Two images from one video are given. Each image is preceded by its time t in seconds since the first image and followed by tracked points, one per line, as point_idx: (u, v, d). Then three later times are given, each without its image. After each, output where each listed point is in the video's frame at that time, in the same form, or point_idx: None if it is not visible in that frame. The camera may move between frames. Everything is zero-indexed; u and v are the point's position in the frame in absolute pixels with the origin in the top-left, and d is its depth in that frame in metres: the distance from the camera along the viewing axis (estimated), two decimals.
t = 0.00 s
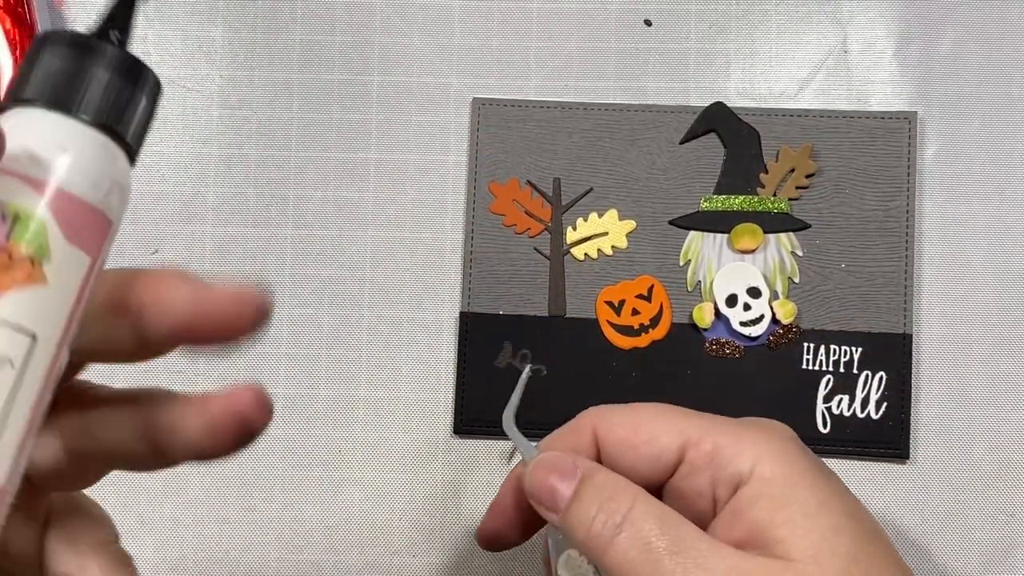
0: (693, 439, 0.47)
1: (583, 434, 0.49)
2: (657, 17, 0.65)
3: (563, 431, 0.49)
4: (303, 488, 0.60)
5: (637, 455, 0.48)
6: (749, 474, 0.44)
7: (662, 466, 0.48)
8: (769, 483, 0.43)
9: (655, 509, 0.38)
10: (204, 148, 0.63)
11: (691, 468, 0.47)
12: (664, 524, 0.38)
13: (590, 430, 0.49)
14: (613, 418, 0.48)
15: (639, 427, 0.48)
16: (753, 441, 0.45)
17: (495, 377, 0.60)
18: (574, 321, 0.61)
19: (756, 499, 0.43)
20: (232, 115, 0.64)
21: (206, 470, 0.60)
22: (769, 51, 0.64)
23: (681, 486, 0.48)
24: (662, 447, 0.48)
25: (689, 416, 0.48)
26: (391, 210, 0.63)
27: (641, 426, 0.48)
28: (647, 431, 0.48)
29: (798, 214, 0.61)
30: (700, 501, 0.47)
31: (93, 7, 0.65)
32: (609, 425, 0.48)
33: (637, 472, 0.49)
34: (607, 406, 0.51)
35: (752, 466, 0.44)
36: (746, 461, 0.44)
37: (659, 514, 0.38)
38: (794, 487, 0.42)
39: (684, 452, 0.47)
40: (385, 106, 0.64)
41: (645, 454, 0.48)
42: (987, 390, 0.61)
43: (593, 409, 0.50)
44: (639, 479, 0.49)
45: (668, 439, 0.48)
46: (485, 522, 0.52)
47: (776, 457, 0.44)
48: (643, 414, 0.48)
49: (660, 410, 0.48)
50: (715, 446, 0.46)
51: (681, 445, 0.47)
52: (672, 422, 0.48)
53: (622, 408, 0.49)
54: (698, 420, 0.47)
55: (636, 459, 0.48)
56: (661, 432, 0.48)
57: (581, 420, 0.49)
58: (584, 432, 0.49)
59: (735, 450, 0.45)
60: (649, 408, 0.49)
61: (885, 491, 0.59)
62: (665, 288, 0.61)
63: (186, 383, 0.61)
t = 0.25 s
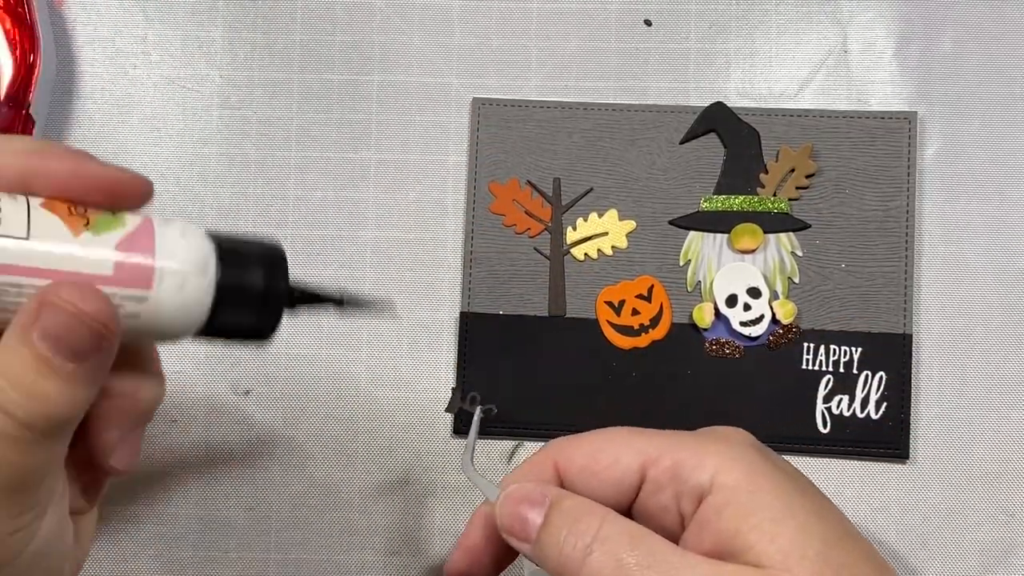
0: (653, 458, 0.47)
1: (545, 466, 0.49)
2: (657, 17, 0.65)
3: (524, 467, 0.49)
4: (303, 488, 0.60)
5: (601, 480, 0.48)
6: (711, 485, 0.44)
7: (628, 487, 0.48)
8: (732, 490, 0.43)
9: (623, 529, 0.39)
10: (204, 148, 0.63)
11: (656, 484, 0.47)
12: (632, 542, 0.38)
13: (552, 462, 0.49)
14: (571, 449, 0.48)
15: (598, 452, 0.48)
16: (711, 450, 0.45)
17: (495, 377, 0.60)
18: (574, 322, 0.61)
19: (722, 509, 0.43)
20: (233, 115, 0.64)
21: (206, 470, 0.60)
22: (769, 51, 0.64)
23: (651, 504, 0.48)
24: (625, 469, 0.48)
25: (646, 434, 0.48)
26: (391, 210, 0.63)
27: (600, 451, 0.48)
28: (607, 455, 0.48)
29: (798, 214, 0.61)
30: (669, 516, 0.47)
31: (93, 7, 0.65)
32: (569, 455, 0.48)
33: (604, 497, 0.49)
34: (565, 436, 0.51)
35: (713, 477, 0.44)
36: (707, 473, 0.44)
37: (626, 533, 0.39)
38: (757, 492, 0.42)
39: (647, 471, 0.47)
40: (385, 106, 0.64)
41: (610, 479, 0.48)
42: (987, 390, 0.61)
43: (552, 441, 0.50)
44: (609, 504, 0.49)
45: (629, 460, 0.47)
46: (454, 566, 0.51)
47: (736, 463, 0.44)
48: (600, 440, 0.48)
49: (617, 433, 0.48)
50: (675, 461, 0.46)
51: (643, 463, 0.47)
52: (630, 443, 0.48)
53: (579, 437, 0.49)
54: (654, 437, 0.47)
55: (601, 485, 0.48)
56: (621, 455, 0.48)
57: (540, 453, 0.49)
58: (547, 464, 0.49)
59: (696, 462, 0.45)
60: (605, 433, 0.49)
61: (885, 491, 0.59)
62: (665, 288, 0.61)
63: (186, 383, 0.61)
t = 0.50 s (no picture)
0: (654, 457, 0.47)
1: (547, 467, 0.49)
2: (658, 18, 0.65)
3: (525, 468, 0.49)
4: (303, 488, 0.60)
5: (603, 480, 0.48)
6: (713, 481, 0.44)
7: (629, 486, 0.48)
8: (733, 486, 0.43)
9: (626, 527, 0.39)
10: (204, 149, 0.63)
11: (658, 482, 0.47)
12: (635, 539, 0.38)
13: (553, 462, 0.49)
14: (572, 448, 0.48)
15: (599, 451, 0.48)
16: (712, 447, 0.45)
17: (495, 377, 0.60)
18: (574, 322, 0.61)
19: (723, 505, 0.43)
20: (233, 116, 0.64)
21: (207, 470, 0.60)
22: (769, 51, 0.64)
23: (651, 500, 0.48)
24: (627, 468, 0.48)
25: (647, 432, 0.48)
26: (391, 210, 0.63)
27: (601, 451, 0.48)
28: (608, 453, 0.48)
29: (797, 214, 0.61)
30: (671, 514, 0.47)
31: (93, 7, 0.65)
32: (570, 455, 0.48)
33: (606, 497, 0.49)
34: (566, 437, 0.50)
35: (715, 473, 0.44)
36: (708, 469, 0.44)
37: (628, 530, 0.39)
38: (757, 487, 0.42)
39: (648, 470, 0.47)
40: (385, 106, 0.64)
41: (612, 477, 0.48)
42: (986, 390, 0.61)
43: (554, 441, 0.50)
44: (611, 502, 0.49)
45: (630, 459, 0.47)
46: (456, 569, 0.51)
47: (738, 460, 0.44)
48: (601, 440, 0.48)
49: (618, 431, 0.48)
50: (676, 459, 0.46)
51: (644, 461, 0.47)
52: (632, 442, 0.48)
53: (580, 437, 0.49)
54: (655, 435, 0.47)
55: (603, 484, 0.48)
56: (622, 454, 0.48)
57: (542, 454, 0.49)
58: (548, 465, 0.49)
59: (697, 459, 0.45)
60: (606, 432, 0.48)
61: (885, 491, 0.59)
62: (665, 288, 0.61)
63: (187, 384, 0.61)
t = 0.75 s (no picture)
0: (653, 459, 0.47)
1: (544, 471, 0.48)
2: (657, 17, 0.65)
3: (523, 471, 0.48)
4: (303, 488, 0.60)
5: (601, 483, 0.48)
6: (710, 485, 0.44)
7: (627, 488, 0.48)
8: (731, 490, 0.43)
9: (623, 531, 0.39)
10: (204, 149, 0.63)
11: (656, 486, 0.47)
12: (633, 543, 0.38)
13: (551, 465, 0.48)
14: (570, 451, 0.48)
15: (597, 454, 0.48)
16: (710, 451, 0.45)
17: (495, 377, 0.60)
18: (574, 322, 0.61)
19: (720, 509, 0.43)
20: (232, 115, 0.64)
21: (207, 470, 0.60)
22: (769, 51, 0.64)
23: (649, 503, 0.48)
24: (625, 470, 0.48)
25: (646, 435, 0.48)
26: (391, 210, 0.63)
27: (599, 454, 0.48)
28: (606, 457, 0.48)
29: (797, 214, 0.62)
30: (669, 516, 0.47)
31: (93, 7, 0.65)
32: (568, 458, 0.48)
33: (603, 499, 0.48)
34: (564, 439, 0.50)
35: (712, 477, 0.44)
36: (706, 473, 0.44)
37: (626, 535, 0.39)
38: (754, 491, 0.42)
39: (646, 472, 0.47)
40: (385, 106, 0.64)
41: (610, 481, 0.48)
42: (986, 390, 0.61)
43: (552, 444, 0.50)
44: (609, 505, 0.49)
45: (629, 462, 0.47)
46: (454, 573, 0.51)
47: (736, 465, 0.44)
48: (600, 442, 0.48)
49: (617, 434, 0.48)
50: (674, 462, 0.46)
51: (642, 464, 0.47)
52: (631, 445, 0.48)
53: (579, 439, 0.49)
54: (653, 438, 0.47)
55: (601, 487, 0.48)
56: (620, 456, 0.48)
57: (540, 456, 0.49)
58: (547, 468, 0.48)
59: (695, 463, 0.45)
60: (605, 435, 0.48)
61: (885, 491, 0.59)
62: (665, 288, 0.61)
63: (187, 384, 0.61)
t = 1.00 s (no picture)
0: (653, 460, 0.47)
1: (544, 471, 0.48)
2: (657, 17, 0.65)
3: (523, 471, 0.48)
4: (303, 487, 0.60)
5: (601, 483, 0.48)
6: (709, 485, 0.44)
7: (626, 488, 0.48)
8: (729, 489, 0.43)
9: (621, 530, 0.39)
10: (204, 149, 0.63)
11: (656, 486, 0.47)
12: (632, 542, 0.38)
13: (551, 466, 0.48)
14: (570, 452, 0.48)
15: (597, 454, 0.48)
16: (709, 451, 0.45)
17: (496, 377, 0.60)
18: (574, 322, 0.61)
19: (718, 508, 0.43)
20: (232, 115, 0.64)
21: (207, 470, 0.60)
22: (770, 51, 0.64)
23: (649, 504, 0.48)
24: (625, 471, 0.48)
25: (646, 436, 0.48)
26: (391, 210, 0.63)
27: (599, 454, 0.48)
28: (607, 457, 0.48)
29: (797, 214, 0.62)
30: (669, 516, 0.47)
31: (93, 7, 0.65)
32: (568, 458, 0.48)
33: (603, 500, 0.49)
34: (563, 440, 0.50)
35: (711, 477, 0.44)
36: (704, 473, 0.45)
37: (625, 534, 0.39)
38: (752, 490, 0.43)
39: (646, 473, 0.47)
40: (384, 105, 0.64)
41: (610, 481, 0.48)
42: (986, 390, 0.61)
43: (551, 445, 0.50)
44: (609, 506, 0.49)
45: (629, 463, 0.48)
46: (454, 574, 0.51)
47: (734, 465, 0.44)
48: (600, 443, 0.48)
49: (617, 435, 0.48)
50: (674, 462, 0.46)
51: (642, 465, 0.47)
52: (631, 446, 0.48)
53: (579, 440, 0.49)
54: (652, 438, 0.47)
55: (601, 487, 0.48)
56: (620, 457, 0.48)
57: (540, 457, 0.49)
58: (546, 469, 0.48)
59: (694, 463, 0.45)
60: (604, 436, 0.49)
61: (884, 491, 0.59)
62: (665, 288, 0.61)
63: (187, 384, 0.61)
